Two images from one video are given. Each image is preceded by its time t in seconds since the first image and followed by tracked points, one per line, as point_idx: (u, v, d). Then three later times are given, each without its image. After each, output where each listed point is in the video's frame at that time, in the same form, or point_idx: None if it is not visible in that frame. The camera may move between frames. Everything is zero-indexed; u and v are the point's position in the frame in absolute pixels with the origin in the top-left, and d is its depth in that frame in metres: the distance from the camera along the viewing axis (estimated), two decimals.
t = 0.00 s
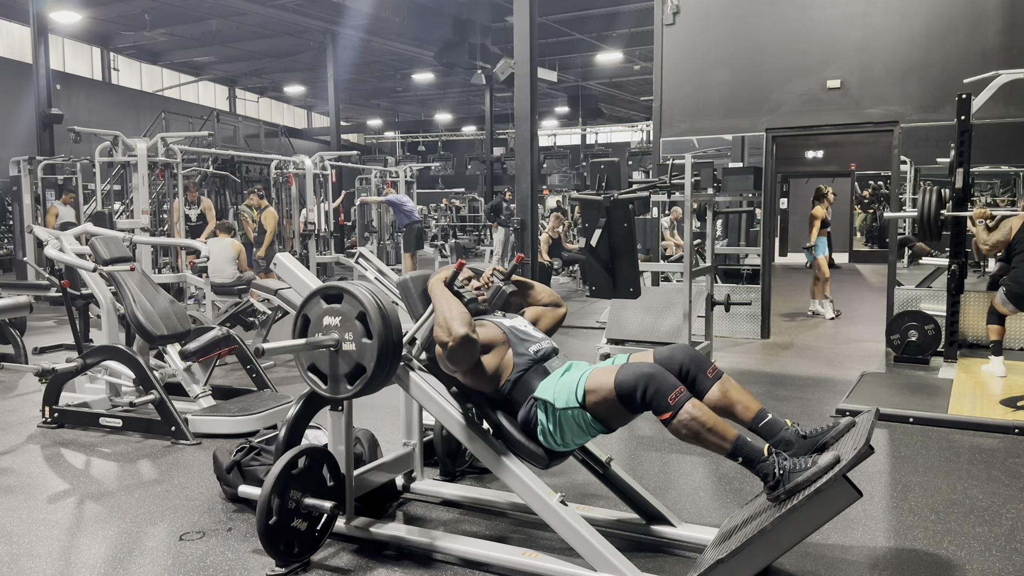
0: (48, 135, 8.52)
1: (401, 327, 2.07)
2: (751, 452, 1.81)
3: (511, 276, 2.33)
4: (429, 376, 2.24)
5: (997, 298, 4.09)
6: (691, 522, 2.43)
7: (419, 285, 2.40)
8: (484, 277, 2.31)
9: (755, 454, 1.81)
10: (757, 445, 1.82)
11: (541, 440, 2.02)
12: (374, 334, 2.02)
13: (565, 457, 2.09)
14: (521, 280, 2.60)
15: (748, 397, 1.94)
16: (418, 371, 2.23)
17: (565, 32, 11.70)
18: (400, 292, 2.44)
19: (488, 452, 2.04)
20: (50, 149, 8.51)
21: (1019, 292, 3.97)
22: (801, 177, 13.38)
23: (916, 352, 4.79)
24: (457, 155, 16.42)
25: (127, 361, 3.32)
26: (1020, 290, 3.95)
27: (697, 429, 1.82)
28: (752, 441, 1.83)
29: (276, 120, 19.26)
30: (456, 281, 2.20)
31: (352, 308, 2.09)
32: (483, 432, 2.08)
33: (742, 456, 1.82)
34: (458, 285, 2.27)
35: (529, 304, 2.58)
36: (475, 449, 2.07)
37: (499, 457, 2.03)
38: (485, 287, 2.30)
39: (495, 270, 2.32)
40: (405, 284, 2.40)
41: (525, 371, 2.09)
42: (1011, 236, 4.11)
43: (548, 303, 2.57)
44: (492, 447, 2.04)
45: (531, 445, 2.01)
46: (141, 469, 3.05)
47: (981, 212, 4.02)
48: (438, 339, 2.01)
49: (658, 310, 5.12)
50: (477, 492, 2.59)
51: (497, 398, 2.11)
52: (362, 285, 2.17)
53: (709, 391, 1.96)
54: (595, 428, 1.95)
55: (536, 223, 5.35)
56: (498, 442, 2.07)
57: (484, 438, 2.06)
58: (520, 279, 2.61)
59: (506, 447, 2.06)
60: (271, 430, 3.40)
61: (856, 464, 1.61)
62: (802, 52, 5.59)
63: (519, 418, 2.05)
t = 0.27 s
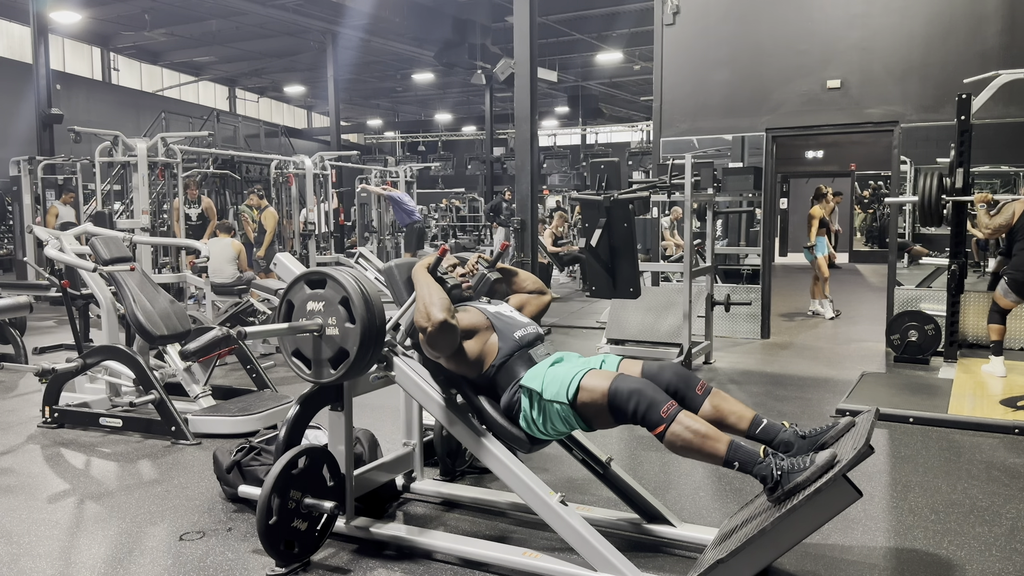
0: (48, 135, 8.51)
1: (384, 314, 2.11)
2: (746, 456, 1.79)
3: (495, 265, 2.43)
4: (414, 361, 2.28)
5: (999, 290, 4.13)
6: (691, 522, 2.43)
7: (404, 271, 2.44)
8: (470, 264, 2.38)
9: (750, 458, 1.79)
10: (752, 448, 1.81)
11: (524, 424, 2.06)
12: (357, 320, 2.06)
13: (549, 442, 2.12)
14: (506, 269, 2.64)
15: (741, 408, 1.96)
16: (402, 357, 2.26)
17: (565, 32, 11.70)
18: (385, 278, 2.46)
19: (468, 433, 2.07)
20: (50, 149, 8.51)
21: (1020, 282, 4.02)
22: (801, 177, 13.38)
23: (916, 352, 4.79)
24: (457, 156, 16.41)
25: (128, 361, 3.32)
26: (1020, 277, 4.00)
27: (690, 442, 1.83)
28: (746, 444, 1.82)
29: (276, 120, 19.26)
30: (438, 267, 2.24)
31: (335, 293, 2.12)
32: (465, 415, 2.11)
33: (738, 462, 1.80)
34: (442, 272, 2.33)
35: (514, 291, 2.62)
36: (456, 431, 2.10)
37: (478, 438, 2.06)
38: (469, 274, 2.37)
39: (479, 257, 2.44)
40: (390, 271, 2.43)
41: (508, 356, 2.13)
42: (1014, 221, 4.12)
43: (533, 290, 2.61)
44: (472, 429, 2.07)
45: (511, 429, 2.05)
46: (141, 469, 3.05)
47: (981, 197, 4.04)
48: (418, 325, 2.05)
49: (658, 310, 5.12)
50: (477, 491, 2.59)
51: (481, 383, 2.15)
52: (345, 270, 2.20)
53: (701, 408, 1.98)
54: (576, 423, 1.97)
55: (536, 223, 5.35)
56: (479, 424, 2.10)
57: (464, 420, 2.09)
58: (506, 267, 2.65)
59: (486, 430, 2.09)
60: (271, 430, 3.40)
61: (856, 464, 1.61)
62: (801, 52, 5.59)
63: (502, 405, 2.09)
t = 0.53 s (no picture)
0: (48, 135, 8.51)
1: (377, 308, 2.11)
2: (739, 460, 1.78)
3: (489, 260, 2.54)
4: (408, 356, 2.29)
5: (1001, 282, 4.18)
6: (691, 522, 2.43)
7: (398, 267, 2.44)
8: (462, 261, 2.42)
9: (744, 462, 1.77)
10: (745, 452, 1.78)
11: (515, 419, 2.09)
12: (350, 314, 2.06)
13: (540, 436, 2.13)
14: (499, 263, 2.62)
15: (737, 415, 1.96)
16: (396, 351, 2.28)
17: (565, 32, 11.70)
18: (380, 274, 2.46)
19: (459, 425, 2.08)
20: (50, 149, 8.51)
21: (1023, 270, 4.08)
22: (801, 177, 13.38)
23: (916, 352, 4.79)
24: (457, 156, 16.41)
25: (127, 361, 3.32)
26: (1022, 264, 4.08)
27: (683, 447, 1.83)
28: (738, 448, 1.80)
29: (276, 120, 19.26)
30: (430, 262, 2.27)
31: (328, 287, 2.12)
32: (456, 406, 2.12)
33: (732, 466, 1.78)
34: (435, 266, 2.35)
35: (508, 287, 2.61)
36: (447, 422, 2.11)
37: (470, 430, 2.07)
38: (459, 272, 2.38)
39: (472, 253, 2.55)
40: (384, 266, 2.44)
41: (501, 352, 2.13)
42: (1018, 202, 4.09)
43: (527, 285, 2.60)
44: (464, 422, 2.08)
45: (504, 423, 2.07)
46: (141, 469, 3.05)
47: (982, 179, 4.03)
48: (408, 317, 2.06)
49: (658, 310, 5.12)
50: (478, 491, 2.59)
51: (474, 377, 2.17)
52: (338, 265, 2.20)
53: (696, 418, 1.99)
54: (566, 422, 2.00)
55: (537, 223, 5.35)
56: (471, 418, 2.11)
57: (455, 413, 2.10)
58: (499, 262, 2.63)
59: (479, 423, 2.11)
60: (271, 430, 3.40)
61: (856, 464, 1.60)
62: (802, 52, 5.59)
63: (496, 400, 2.10)
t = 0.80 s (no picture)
0: (48, 135, 8.51)
1: (380, 310, 2.11)
2: (741, 460, 1.79)
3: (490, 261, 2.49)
4: (410, 359, 2.29)
5: (1004, 279, 4.18)
6: (690, 522, 2.43)
7: (401, 269, 2.41)
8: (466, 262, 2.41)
9: (746, 461, 1.78)
10: (747, 452, 1.79)
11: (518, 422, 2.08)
12: (353, 316, 2.06)
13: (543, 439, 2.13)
14: (502, 266, 2.63)
15: (739, 415, 1.97)
16: (398, 353, 2.27)
17: (565, 32, 11.70)
18: (381, 276, 2.45)
19: (463, 429, 2.08)
20: (50, 149, 8.51)
21: None
22: (801, 177, 13.38)
23: (916, 352, 4.79)
24: (457, 156, 16.42)
25: (127, 361, 3.32)
26: None
27: (685, 448, 1.83)
28: (740, 448, 1.81)
29: (276, 120, 19.27)
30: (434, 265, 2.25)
31: (331, 290, 2.13)
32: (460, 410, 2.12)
33: (733, 465, 1.79)
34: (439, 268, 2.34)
35: (511, 289, 2.62)
36: (451, 426, 2.11)
37: (474, 434, 2.07)
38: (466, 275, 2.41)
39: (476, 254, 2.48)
40: (386, 269, 2.41)
41: (503, 355, 2.13)
42: (1019, 196, 4.07)
43: (529, 288, 2.61)
44: (468, 425, 2.08)
45: (507, 425, 2.06)
46: (141, 469, 3.05)
47: (983, 173, 4.04)
48: (413, 321, 2.06)
49: (658, 310, 5.12)
50: (478, 491, 2.59)
51: (477, 380, 2.16)
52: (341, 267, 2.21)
53: (699, 419, 1.98)
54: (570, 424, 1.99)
55: (536, 223, 5.35)
56: (475, 421, 2.11)
57: (460, 416, 2.10)
58: (501, 264, 2.64)
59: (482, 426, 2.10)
60: (271, 430, 3.40)
61: (856, 464, 1.60)
62: (802, 52, 5.59)
63: (498, 402, 2.10)
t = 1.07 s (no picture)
0: (48, 135, 8.51)
1: (382, 313, 2.12)
2: (743, 456, 1.79)
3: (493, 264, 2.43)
4: (413, 361, 2.28)
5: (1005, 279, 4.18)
6: (690, 522, 2.43)
7: (403, 271, 2.43)
8: (468, 264, 2.44)
9: (748, 458, 1.79)
10: (749, 448, 1.81)
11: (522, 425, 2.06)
12: (356, 320, 2.06)
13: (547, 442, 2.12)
14: (506, 268, 2.64)
15: (742, 409, 1.97)
16: (401, 356, 2.26)
17: (565, 32, 11.70)
18: (384, 278, 2.46)
19: (468, 433, 2.08)
20: (50, 149, 8.51)
21: None
22: (801, 177, 13.37)
23: (916, 352, 4.79)
24: (457, 156, 16.42)
25: (127, 361, 3.32)
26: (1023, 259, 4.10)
27: (688, 440, 1.83)
28: (743, 444, 1.81)
29: (276, 120, 19.26)
30: (437, 267, 2.22)
31: (334, 293, 2.12)
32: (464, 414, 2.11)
33: (735, 462, 1.80)
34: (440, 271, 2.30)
35: (515, 291, 2.63)
36: (456, 430, 2.10)
37: (478, 438, 2.06)
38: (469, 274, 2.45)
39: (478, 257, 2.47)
40: (389, 270, 2.43)
41: (507, 357, 2.12)
42: (1019, 196, 4.07)
43: (532, 289, 2.62)
44: (472, 429, 2.07)
45: (510, 428, 2.05)
46: (141, 469, 3.05)
47: (983, 173, 4.04)
48: (418, 323, 2.04)
49: (658, 310, 5.12)
50: (478, 492, 2.59)
51: (480, 383, 2.14)
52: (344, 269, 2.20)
53: (701, 409, 1.99)
54: (577, 423, 1.98)
55: (537, 223, 5.34)
56: (478, 424, 2.10)
57: (463, 419, 2.09)
58: (505, 266, 2.65)
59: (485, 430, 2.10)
60: (271, 430, 3.40)
61: (856, 464, 1.61)
62: (802, 52, 5.59)
63: (501, 405, 2.09)
